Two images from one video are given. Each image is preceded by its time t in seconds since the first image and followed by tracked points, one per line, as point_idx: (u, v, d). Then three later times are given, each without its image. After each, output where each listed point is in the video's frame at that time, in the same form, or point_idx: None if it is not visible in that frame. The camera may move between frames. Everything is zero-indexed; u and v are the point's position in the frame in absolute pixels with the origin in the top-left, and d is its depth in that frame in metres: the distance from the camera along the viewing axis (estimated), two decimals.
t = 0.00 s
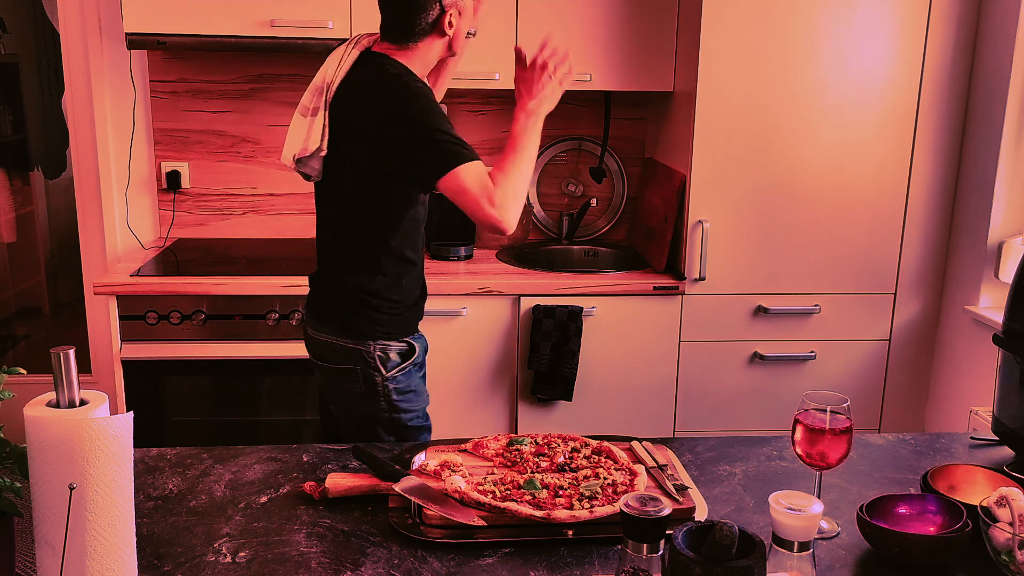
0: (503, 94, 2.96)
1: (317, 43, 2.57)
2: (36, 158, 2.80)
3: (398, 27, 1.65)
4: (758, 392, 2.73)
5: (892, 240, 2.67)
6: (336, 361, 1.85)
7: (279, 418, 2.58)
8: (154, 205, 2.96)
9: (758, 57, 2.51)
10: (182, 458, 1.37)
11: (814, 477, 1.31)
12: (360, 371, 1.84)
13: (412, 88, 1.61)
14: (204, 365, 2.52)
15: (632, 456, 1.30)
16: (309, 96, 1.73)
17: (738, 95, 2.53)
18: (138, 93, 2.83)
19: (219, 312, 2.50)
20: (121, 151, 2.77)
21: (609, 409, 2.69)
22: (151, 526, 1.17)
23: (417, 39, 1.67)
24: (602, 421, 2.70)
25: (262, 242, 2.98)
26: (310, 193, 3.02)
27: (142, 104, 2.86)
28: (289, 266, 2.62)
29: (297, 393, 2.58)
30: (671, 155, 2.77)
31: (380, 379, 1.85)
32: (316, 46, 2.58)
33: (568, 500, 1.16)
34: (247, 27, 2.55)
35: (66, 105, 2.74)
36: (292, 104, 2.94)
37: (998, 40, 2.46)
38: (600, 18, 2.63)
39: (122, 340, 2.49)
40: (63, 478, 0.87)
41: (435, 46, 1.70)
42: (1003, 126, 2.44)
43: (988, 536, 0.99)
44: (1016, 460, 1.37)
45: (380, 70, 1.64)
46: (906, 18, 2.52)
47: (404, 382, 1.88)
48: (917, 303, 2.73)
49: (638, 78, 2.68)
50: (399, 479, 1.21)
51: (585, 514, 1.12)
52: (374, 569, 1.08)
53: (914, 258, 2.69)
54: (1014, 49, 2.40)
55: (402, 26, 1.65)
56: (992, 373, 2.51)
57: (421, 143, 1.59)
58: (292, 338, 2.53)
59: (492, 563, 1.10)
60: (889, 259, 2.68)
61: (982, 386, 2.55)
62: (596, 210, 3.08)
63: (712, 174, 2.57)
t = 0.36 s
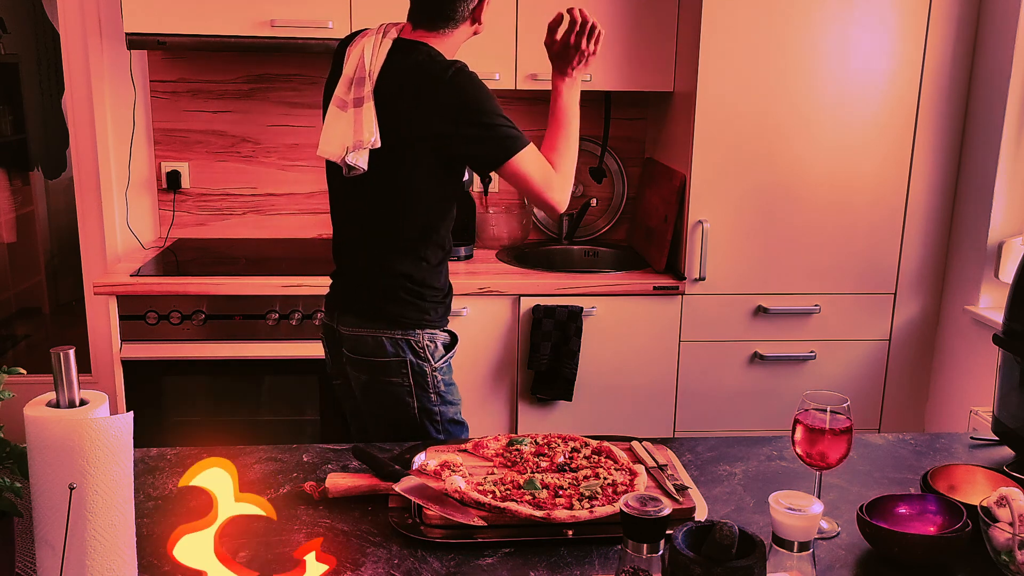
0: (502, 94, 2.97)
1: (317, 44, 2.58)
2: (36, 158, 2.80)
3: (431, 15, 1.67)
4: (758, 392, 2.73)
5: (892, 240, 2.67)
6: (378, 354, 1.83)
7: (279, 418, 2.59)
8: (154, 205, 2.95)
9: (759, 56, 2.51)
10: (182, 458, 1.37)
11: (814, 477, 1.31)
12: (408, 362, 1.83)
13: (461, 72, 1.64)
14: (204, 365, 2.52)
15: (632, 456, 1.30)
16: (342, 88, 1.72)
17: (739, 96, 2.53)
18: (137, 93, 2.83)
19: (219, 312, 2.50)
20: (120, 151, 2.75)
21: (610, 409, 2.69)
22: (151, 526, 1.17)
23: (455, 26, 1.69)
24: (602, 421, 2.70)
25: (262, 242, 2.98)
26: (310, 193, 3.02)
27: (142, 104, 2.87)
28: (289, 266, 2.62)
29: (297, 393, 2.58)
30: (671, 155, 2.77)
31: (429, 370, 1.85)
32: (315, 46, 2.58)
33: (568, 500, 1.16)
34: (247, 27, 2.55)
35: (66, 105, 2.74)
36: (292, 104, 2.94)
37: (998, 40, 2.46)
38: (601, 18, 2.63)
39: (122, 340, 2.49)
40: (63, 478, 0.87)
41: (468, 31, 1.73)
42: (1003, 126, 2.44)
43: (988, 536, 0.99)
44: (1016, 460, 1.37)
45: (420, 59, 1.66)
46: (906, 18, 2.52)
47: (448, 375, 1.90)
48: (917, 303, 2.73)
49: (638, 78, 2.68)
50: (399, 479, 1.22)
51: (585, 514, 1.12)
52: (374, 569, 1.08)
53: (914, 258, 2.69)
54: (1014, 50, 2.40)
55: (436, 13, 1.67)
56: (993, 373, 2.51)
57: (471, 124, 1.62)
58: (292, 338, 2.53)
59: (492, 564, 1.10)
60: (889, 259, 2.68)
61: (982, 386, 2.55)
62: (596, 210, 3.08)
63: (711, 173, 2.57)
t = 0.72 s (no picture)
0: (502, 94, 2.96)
1: (317, 43, 2.58)
2: (36, 159, 2.81)
3: (450, 16, 1.54)
4: (758, 392, 2.73)
5: (892, 240, 2.67)
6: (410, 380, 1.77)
7: (279, 418, 2.59)
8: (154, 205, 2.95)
9: (759, 58, 2.51)
10: (182, 458, 1.37)
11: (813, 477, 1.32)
12: (440, 390, 1.78)
13: (483, 84, 1.49)
14: (204, 365, 2.51)
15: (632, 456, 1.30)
16: (364, 99, 1.70)
17: (739, 96, 2.53)
18: (137, 93, 2.83)
19: (220, 312, 2.50)
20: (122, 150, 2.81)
21: (610, 409, 2.69)
22: (151, 526, 1.17)
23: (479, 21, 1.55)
24: (602, 421, 2.70)
25: (262, 242, 2.98)
26: (309, 193, 3.02)
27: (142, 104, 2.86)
28: (289, 266, 2.62)
29: (297, 393, 2.58)
30: (671, 155, 2.77)
31: (462, 399, 1.80)
32: (316, 46, 2.58)
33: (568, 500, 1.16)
34: (247, 27, 2.55)
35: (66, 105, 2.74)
36: (292, 104, 2.94)
37: (998, 40, 2.46)
38: (601, 19, 2.63)
39: (122, 340, 2.49)
40: (63, 478, 0.87)
41: (496, 23, 1.58)
42: (1003, 126, 2.44)
43: (987, 536, 0.99)
44: (1015, 460, 1.37)
45: (443, 63, 1.53)
46: (906, 18, 2.52)
47: (480, 404, 1.84)
48: (917, 303, 2.73)
49: (638, 79, 2.68)
50: (400, 479, 1.22)
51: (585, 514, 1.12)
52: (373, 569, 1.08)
53: (914, 258, 2.69)
54: (1014, 49, 2.40)
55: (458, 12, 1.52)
56: (993, 373, 2.51)
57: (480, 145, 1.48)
58: (292, 338, 2.53)
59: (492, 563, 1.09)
60: (889, 259, 2.68)
61: (981, 386, 2.55)
62: (596, 210, 3.08)
63: (712, 174, 2.57)
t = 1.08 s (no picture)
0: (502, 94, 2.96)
1: (317, 44, 2.58)
2: (37, 159, 2.81)
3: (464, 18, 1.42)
4: (758, 392, 2.73)
5: (892, 240, 2.67)
6: (401, 380, 1.75)
7: (279, 418, 2.59)
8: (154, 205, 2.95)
9: (758, 57, 2.51)
10: (182, 458, 1.37)
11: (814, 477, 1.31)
12: (425, 393, 1.73)
13: (464, 98, 1.38)
14: (204, 365, 2.51)
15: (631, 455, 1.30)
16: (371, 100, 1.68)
17: (739, 96, 2.53)
18: (137, 93, 2.83)
19: (220, 312, 2.50)
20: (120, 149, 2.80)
21: (610, 409, 2.69)
22: (151, 527, 1.17)
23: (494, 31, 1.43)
24: (602, 421, 2.70)
25: (262, 242, 2.99)
26: (309, 193, 3.02)
27: (142, 104, 2.86)
28: (289, 266, 2.62)
29: (297, 393, 2.58)
30: (671, 155, 2.77)
31: (450, 404, 1.74)
32: (316, 46, 2.58)
33: (568, 500, 1.16)
34: (247, 26, 2.55)
35: (66, 105, 2.75)
36: (293, 104, 2.94)
37: (998, 40, 2.46)
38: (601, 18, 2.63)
39: (122, 340, 2.49)
40: (63, 478, 0.87)
41: (512, 30, 1.44)
42: (1003, 126, 2.44)
43: (988, 536, 0.99)
44: (1015, 461, 1.37)
45: (435, 69, 1.42)
46: (906, 18, 2.52)
47: (471, 413, 1.77)
48: (917, 303, 2.73)
49: (638, 79, 2.68)
50: (400, 479, 1.22)
51: (585, 514, 1.12)
52: (374, 570, 1.08)
53: (915, 258, 2.69)
54: (1014, 49, 2.41)
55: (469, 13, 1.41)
56: (993, 373, 2.51)
57: (450, 164, 1.37)
58: (292, 338, 2.53)
59: (492, 563, 1.10)
60: (889, 259, 2.68)
61: (981, 385, 2.55)
62: (596, 210, 3.08)
63: (712, 173, 2.57)
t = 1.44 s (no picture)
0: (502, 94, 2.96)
1: (318, 44, 2.58)
2: (37, 159, 2.80)
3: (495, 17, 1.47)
4: (758, 392, 2.73)
5: (892, 241, 2.67)
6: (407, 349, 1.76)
7: (279, 418, 2.59)
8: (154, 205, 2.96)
9: (758, 57, 2.51)
10: (182, 458, 1.37)
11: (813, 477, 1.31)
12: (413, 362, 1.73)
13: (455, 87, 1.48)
14: (204, 365, 2.51)
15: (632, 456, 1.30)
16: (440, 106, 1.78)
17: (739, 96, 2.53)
18: (137, 93, 2.83)
19: (219, 312, 2.49)
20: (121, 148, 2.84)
21: (610, 409, 2.69)
22: (151, 527, 1.17)
23: (509, 28, 1.46)
24: (602, 421, 2.70)
25: (262, 242, 2.99)
26: (309, 193, 3.02)
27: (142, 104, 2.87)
28: (289, 267, 2.62)
29: (297, 393, 2.58)
30: (671, 155, 2.77)
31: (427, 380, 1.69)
32: (316, 46, 2.58)
33: (568, 500, 1.16)
34: (247, 27, 2.55)
35: (66, 105, 2.75)
36: (293, 104, 2.94)
37: (998, 41, 2.46)
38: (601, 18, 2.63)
39: (122, 340, 2.49)
40: (62, 478, 0.87)
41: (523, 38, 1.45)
42: (1004, 127, 2.45)
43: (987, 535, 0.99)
44: (1015, 460, 1.37)
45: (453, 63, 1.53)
46: (906, 18, 2.52)
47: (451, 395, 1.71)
48: (917, 303, 2.73)
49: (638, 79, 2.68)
50: (400, 479, 1.22)
51: (585, 514, 1.12)
52: (374, 570, 1.08)
53: (915, 257, 2.69)
54: (1014, 49, 2.41)
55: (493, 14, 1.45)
56: (993, 373, 2.51)
57: (425, 139, 1.46)
58: (292, 338, 2.53)
59: (492, 563, 1.10)
60: (889, 259, 2.68)
61: (981, 385, 2.55)
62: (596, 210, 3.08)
63: (712, 174, 2.57)
